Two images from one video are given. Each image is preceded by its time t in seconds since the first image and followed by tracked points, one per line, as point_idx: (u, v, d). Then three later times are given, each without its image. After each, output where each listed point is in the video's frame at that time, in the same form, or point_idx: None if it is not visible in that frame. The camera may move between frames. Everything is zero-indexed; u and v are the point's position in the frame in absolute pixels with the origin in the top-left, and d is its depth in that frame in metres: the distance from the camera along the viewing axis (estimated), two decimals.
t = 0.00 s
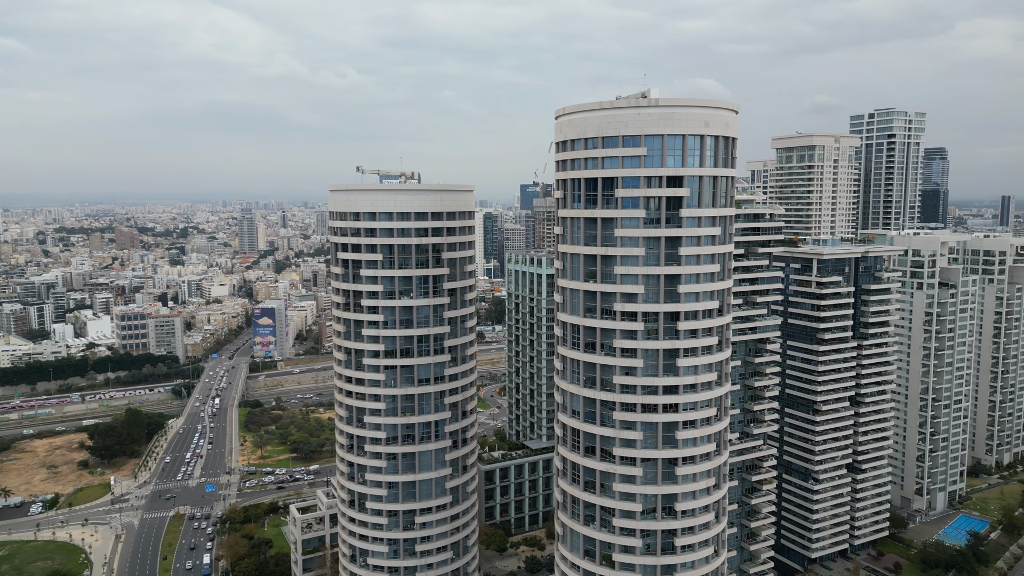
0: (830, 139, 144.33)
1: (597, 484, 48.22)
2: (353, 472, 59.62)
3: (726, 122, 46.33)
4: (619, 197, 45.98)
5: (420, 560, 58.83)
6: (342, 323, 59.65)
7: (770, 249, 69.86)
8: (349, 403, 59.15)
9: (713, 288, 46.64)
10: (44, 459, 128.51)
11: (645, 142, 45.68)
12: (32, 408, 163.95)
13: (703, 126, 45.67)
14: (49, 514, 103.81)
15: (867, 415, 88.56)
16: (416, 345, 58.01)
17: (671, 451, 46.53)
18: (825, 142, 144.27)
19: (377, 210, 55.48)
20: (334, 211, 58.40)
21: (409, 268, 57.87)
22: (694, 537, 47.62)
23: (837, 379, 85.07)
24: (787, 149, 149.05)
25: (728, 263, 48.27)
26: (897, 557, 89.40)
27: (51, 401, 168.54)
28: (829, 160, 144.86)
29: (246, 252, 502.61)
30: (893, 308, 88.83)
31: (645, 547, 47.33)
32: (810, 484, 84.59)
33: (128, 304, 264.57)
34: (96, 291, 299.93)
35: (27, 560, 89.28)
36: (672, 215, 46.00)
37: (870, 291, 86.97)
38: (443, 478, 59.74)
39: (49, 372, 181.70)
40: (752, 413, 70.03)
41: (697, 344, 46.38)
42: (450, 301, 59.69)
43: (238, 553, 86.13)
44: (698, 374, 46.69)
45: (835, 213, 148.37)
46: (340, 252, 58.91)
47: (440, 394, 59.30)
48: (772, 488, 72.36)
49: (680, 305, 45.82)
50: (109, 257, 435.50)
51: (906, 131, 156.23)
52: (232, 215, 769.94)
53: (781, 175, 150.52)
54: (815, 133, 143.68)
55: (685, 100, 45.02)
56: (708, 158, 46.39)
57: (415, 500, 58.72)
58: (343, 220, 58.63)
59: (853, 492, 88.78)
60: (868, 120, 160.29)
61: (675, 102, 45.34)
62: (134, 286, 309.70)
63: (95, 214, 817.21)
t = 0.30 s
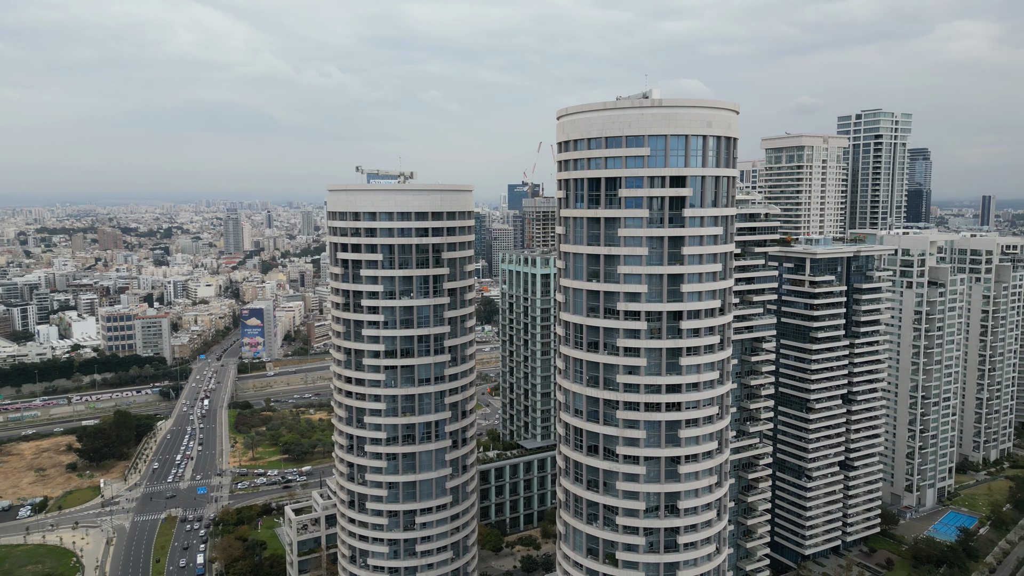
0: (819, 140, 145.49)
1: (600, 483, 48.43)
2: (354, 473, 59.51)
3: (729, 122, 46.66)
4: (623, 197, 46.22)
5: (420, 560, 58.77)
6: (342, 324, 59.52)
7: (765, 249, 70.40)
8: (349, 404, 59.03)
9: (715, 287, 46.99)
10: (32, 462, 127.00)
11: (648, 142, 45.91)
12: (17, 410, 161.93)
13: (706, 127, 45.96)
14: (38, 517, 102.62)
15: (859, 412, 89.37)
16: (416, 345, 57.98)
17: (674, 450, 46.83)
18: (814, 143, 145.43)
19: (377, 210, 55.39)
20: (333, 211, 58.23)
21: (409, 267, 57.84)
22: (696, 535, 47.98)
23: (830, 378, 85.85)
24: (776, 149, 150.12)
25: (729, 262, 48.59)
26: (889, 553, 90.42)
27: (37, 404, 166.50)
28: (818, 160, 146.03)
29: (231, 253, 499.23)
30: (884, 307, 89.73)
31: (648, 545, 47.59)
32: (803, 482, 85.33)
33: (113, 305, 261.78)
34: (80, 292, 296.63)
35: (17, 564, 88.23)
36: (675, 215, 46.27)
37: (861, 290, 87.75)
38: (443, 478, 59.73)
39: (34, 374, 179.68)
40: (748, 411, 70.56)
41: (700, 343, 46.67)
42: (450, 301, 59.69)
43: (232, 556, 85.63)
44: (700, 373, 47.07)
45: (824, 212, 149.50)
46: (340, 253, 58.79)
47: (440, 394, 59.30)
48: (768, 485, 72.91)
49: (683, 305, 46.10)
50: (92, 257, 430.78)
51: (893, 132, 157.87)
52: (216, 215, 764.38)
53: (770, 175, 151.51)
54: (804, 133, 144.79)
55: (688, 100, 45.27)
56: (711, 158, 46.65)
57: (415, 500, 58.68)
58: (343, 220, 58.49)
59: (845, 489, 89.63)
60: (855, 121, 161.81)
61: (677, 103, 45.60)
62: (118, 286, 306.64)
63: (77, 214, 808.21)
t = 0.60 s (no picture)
0: (807, 140, 146.67)
1: (603, 482, 48.58)
2: (353, 473, 59.35)
3: (731, 122, 47.04)
4: (626, 197, 46.43)
5: (420, 560, 58.70)
6: (341, 324, 59.38)
7: (761, 248, 71.01)
8: (349, 404, 58.93)
9: (717, 286, 47.33)
10: (19, 465, 125.44)
11: (651, 142, 46.13)
12: (2, 413, 159.85)
13: (708, 127, 46.29)
14: (27, 521, 101.40)
15: (851, 410, 90.23)
16: (417, 345, 57.98)
17: (676, 449, 47.13)
18: (803, 143, 146.61)
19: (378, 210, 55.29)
20: (333, 210, 58.09)
21: (409, 267, 57.80)
22: (699, 533, 48.36)
23: (823, 376, 86.66)
24: (766, 149, 151.20)
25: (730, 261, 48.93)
26: (880, 549, 91.34)
27: (22, 406, 164.43)
28: (806, 160, 147.22)
29: (216, 253, 495.42)
30: (875, 306, 90.69)
31: (651, 543, 47.85)
32: (796, 480, 86.05)
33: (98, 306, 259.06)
34: (63, 293, 293.26)
35: (7, 569, 87.13)
36: (678, 215, 46.53)
37: (853, 289, 88.64)
38: (443, 478, 59.72)
39: (19, 377, 177.45)
40: (744, 409, 71.22)
41: (702, 342, 47.03)
42: (450, 301, 59.72)
43: (226, 558, 85.07)
44: (702, 372, 47.43)
45: (812, 212, 150.71)
46: (339, 253, 58.65)
47: (440, 394, 59.31)
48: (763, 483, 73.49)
49: (686, 304, 46.37)
50: (75, 258, 425.86)
51: (880, 132, 159.57)
52: (200, 215, 758.33)
53: (759, 176, 152.52)
54: (793, 134, 145.92)
55: (691, 101, 45.56)
56: (713, 158, 46.96)
57: (415, 500, 58.64)
58: (342, 220, 58.36)
59: (837, 486, 90.44)
60: (842, 121, 163.40)
61: (680, 104, 45.89)
62: (102, 287, 303.35)
63: (57, 214, 798.56)
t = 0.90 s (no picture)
0: (795, 141, 147.76)
1: (605, 481, 48.71)
2: (352, 474, 59.22)
3: (731, 123, 47.43)
4: (628, 196, 46.66)
5: (420, 560, 58.64)
6: (340, 325, 59.29)
7: (756, 248, 71.74)
8: (349, 405, 58.86)
9: (718, 285, 47.70)
10: (4, 469, 123.73)
11: (653, 142, 46.35)
12: None
13: (709, 127, 46.65)
14: (14, 525, 100.09)
15: (842, 408, 91.17)
16: (416, 345, 58.04)
17: (678, 447, 47.45)
18: (791, 144, 147.65)
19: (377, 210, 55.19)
20: (331, 211, 57.99)
21: (408, 267, 57.82)
22: (700, 530, 48.75)
23: (815, 374, 87.46)
24: (753, 150, 152.09)
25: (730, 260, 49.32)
26: (871, 545, 92.49)
27: (5, 409, 162.15)
28: (794, 161, 148.32)
29: (199, 254, 491.36)
30: (865, 305, 91.63)
31: (653, 541, 48.14)
32: (789, 477, 86.82)
33: (80, 307, 255.98)
34: (45, 294, 289.46)
35: None
36: (679, 215, 46.79)
37: (844, 288, 89.53)
38: (443, 478, 59.74)
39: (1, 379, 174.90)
40: (739, 408, 71.87)
41: (703, 342, 47.42)
42: (450, 301, 59.78)
43: (219, 560, 84.49)
44: (703, 370, 47.85)
45: (799, 212, 151.83)
46: (338, 253, 58.55)
47: (440, 394, 59.37)
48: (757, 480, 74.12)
49: (688, 303, 46.66)
50: (55, 259, 420.36)
51: (865, 133, 161.36)
52: (181, 215, 751.20)
53: (747, 176, 153.31)
54: (780, 135, 146.87)
55: (693, 101, 45.88)
56: (714, 158, 47.26)
57: (415, 500, 58.63)
58: (340, 219, 58.26)
59: (828, 484, 91.37)
60: (828, 122, 164.98)
61: (681, 104, 46.21)
62: (85, 288, 299.64)
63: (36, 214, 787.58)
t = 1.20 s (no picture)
0: (783, 141, 148.95)
1: (607, 479, 48.93)
2: (351, 475, 59.07)
3: (731, 123, 47.82)
4: (630, 196, 46.89)
5: (419, 560, 58.57)
6: (338, 325, 59.19)
7: (750, 248, 72.67)
8: (348, 405, 58.78)
9: (719, 284, 48.08)
10: None
11: (655, 142, 46.57)
12: None
13: (710, 128, 47.00)
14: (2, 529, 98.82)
15: (833, 406, 92.06)
16: (416, 345, 58.03)
17: (680, 445, 47.76)
18: (779, 144, 148.83)
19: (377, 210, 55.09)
20: (330, 210, 57.80)
21: (408, 268, 57.77)
22: (701, 528, 49.07)
23: (807, 373, 88.29)
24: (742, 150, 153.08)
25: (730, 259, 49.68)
26: (861, 541, 93.53)
27: None
28: (782, 161, 149.58)
29: (183, 254, 487.27)
30: (856, 303, 92.55)
31: (655, 539, 48.42)
32: (781, 475, 87.58)
33: (64, 308, 253.04)
34: (26, 295, 285.76)
35: None
36: (681, 214, 47.09)
37: (835, 287, 90.38)
38: (442, 478, 59.71)
39: None
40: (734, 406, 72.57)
41: (704, 341, 47.78)
42: (449, 301, 59.81)
43: (212, 563, 83.89)
44: (705, 369, 48.21)
45: (787, 211, 152.91)
46: (337, 254, 58.41)
47: (439, 394, 59.39)
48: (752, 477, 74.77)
49: (690, 302, 46.97)
50: (36, 259, 414.94)
51: (851, 134, 163.13)
52: (163, 215, 743.97)
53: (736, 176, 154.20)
54: (769, 135, 147.92)
55: (695, 102, 46.17)
56: (716, 157, 47.59)
57: (414, 500, 58.58)
58: (339, 219, 58.10)
59: (820, 481, 92.24)
60: (815, 123, 166.55)
61: (683, 104, 46.48)
62: (67, 289, 296.06)
63: (14, 214, 776.48)
